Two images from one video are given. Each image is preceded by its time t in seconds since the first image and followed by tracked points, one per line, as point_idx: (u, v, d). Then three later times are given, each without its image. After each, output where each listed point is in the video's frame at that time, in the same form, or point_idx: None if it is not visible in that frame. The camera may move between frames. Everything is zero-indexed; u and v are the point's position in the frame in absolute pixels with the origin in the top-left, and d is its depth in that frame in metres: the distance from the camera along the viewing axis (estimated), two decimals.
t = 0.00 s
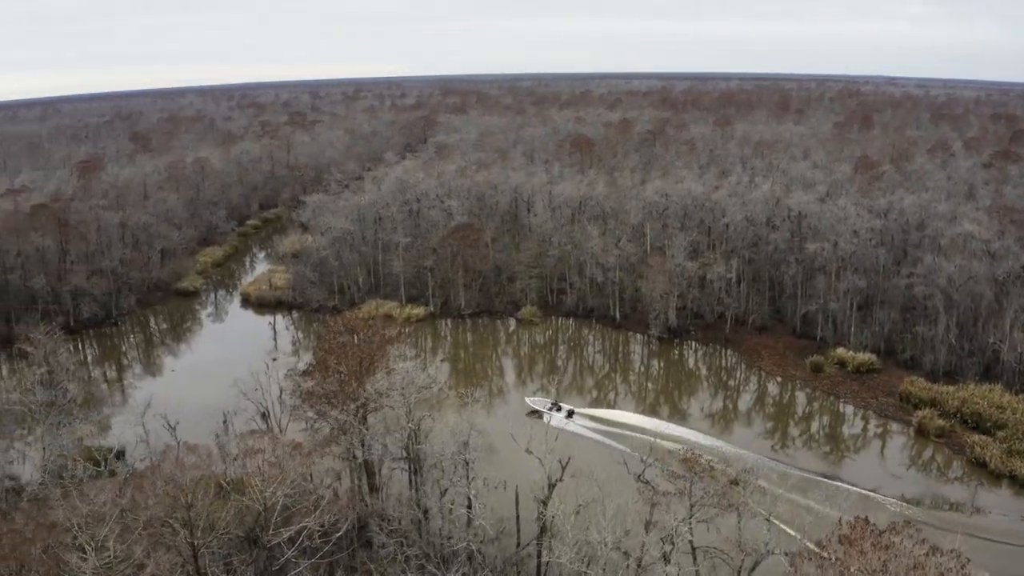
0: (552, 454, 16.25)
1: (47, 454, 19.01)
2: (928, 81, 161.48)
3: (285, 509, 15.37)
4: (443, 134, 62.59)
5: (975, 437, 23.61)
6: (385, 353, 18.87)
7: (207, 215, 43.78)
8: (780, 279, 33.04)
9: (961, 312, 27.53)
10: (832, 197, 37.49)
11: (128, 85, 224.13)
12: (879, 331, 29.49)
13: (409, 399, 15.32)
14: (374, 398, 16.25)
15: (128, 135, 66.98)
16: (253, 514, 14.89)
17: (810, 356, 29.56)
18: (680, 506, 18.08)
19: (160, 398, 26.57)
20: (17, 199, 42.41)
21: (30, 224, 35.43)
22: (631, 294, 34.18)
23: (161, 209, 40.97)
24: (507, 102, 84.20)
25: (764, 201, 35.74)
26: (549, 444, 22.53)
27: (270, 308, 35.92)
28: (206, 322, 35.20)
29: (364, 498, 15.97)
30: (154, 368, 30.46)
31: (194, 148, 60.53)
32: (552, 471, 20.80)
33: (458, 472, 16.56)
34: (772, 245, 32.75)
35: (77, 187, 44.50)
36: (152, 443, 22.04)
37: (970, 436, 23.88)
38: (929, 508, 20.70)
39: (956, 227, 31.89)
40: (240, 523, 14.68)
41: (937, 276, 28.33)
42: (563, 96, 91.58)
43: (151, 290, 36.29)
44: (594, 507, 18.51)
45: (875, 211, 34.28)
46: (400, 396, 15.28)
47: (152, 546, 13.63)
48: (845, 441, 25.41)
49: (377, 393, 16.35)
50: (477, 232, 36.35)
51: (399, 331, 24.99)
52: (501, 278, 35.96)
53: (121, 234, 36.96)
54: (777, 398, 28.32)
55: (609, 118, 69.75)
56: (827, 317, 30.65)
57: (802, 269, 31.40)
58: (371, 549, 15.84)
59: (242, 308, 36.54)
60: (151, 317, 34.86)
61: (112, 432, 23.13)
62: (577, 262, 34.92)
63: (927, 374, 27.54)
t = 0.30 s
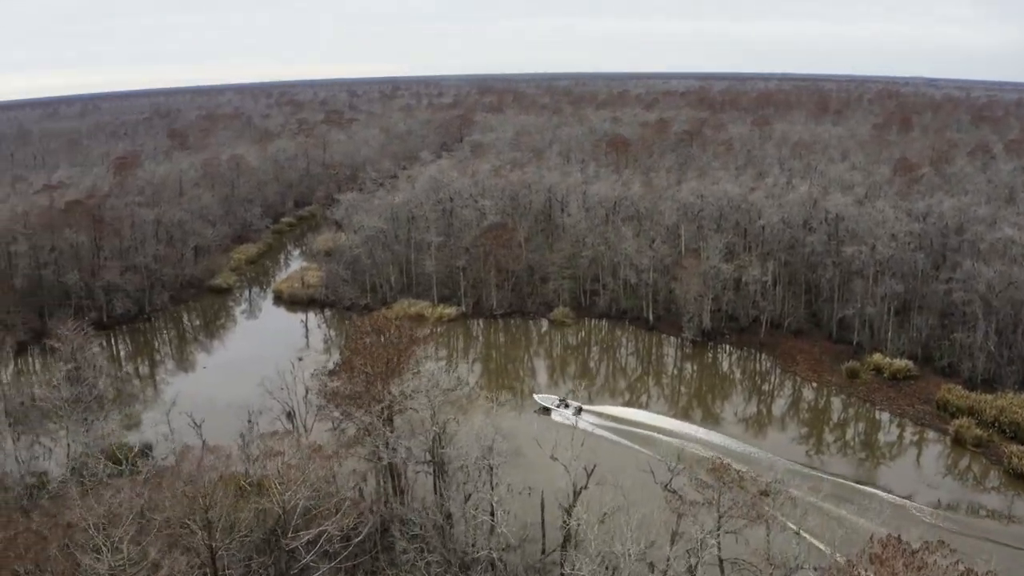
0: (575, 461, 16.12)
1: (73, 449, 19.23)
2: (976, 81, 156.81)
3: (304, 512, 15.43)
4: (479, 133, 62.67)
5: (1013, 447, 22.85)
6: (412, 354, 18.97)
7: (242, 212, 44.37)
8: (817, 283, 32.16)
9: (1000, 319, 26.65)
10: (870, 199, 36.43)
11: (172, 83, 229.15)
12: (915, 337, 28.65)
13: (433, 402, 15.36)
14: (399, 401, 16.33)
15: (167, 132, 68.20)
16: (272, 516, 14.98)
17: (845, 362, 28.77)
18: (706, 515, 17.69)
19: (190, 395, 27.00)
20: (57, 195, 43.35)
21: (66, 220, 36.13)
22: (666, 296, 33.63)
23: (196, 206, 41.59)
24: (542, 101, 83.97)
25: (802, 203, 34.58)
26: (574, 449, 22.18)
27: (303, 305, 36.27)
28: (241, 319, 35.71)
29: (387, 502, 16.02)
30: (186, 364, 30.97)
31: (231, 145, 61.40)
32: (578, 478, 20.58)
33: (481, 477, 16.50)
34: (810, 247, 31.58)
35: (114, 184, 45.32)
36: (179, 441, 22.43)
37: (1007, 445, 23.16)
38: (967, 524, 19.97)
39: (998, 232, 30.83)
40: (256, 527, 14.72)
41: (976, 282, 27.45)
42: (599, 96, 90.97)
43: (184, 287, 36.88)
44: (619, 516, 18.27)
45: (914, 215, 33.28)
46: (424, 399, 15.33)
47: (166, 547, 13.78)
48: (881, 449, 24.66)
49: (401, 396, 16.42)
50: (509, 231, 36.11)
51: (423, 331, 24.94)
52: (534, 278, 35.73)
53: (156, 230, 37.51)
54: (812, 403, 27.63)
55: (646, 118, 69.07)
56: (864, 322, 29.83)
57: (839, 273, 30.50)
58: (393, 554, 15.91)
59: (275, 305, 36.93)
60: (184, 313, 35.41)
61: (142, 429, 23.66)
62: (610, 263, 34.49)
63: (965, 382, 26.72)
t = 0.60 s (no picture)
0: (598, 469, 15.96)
1: (98, 447, 19.28)
2: None
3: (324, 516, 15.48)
4: (513, 132, 62.55)
5: None
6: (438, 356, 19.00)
7: (277, 210, 44.92)
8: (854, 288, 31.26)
9: None
10: (911, 203, 35.40)
11: (212, 81, 233.23)
12: (954, 343, 27.80)
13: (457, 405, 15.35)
14: (423, 402, 16.39)
15: (205, 129, 69.29)
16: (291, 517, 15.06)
17: (882, 368, 27.92)
18: (735, 526, 17.29)
19: (218, 391, 27.43)
20: (92, 190, 44.03)
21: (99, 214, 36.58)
22: (700, 299, 33.03)
23: (230, 204, 42.15)
24: (578, 101, 83.53)
25: (838, 206, 33.74)
26: (599, 456, 21.91)
27: (336, 303, 36.55)
28: (274, 316, 36.12)
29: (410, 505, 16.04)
30: (218, 361, 31.40)
31: (267, 143, 62.17)
32: (603, 485, 20.35)
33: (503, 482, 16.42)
34: (847, 251, 30.72)
35: (150, 180, 46.06)
36: (203, 441, 22.66)
37: None
38: (1009, 542, 19.15)
39: None
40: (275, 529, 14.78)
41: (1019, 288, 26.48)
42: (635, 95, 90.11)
43: (217, 284, 37.36)
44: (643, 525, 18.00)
45: (953, 219, 32.39)
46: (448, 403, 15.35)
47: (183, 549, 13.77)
48: (917, 458, 23.86)
49: (425, 398, 16.46)
50: (541, 231, 35.78)
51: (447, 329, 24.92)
52: (567, 278, 35.30)
53: (190, 227, 38.02)
54: (847, 410, 26.76)
55: (684, 118, 68.22)
56: (901, 327, 28.93)
57: (875, 278, 29.68)
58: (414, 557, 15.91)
59: (308, 303, 37.26)
60: (217, 310, 35.95)
61: (168, 427, 24.07)
62: (644, 265, 34.00)
63: (1005, 390, 25.78)
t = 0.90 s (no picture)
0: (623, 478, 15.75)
1: (122, 446, 19.53)
2: None
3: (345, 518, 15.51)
4: (548, 132, 62.32)
5: None
6: (464, 359, 19.02)
7: (310, 207, 45.36)
8: (891, 293, 30.39)
9: None
10: (954, 206, 34.28)
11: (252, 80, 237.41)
12: (993, 351, 26.74)
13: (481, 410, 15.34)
14: (448, 406, 16.43)
15: (242, 128, 70.32)
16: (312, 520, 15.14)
17: (918, 375, 27.07)
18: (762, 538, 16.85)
19: (249, 388, 27.88)
20: (126, 186, 44.82)
21: (133, 211, 37.25)
22: (734, 302, 32.41)
23: (266, 202, 42.75)
24: (615, 100, 82.89)
25: (876, 209, 33.23)
26: (625, 462, 21.62)
27: (367, 301, 36.69)
28: (306, 313, 36.50)
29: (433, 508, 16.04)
30: (249, 357, 31.82)
31: (303, 141, 62.83)
32: (628, 492, 20.09)
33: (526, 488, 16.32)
34: (885, 255, 30.16)
35: (185, 177, 46.80)
36: (230, 439, 22.93)
37: None
38: None
39: None
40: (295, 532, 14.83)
41: None
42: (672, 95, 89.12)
43: (250, 281, 37.76)
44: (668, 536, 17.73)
45: (993, 223, 31.30)
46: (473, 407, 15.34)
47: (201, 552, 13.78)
48: (954, 468, 23.04)
49: (449, 402, 16.48)
50: (575, 231, 35.44)
51: (476, 331, 24.92)
52: (599, 279, 34.95)
53: (223, 224, 38.54)
54: (882, 417, 25.92)
55: (722, 118, 67.22)
56: (939, 333, 27.98)
57: (912, 282, 28.97)
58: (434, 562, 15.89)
59: (340, 301, 37.56)
60: (251, 307, 36.42)
61: (200, 424, 24.56)
62: (678, 266, 33.40)
63: None
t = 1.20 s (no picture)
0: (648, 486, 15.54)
1: (146, 443, 19.84)
2: None
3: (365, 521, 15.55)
4: (581, 131, 62.03)
5: None
6: (489, 361, 18.95)
7: (343, 206, 45.74)
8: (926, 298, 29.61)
9: None
10: (999, 210, 33.20)
11: (292, 80, 239.76)
12: None
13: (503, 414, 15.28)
14: (471, 409, 16.39)
15: (277, 126, 71.20)
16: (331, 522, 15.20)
17: (953, 383, 26.27)
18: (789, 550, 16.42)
19: (279, 385, 28.24)
20: (158, 183, 45.69)
21: (166, 208, 37.89)
22: (768, 306, 31.79)
23: (299, 200, 43.25)
24: (649, 100, 82.13)
25: (913, 212, 32.57)
26: (650, 470, 21.30)
27: (397, 300, 36.84)
28: (337, 311, 36.81)
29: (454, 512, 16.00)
30: (279, 354, 32.18)
31: (337, 139, 63.40)
32: (652, 501, 19.80)
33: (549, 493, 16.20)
34: (921, 258, 29.34)
35: (219, 174, 47.53)
36: (256, 437, 23.19)
37: None
38: None
39: None
40: (313, 535, 14.83)
41: None
42: (707, 95, 88.04)
43: (281, 278, 38.03)
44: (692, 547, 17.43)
45: None
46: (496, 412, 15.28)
47: (213, 552, 13.86)
48: (991, 478, 22.23)
49: (473, 405, 16.44)
50: (606, 232, 35.12)
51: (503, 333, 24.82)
52: (631, 280, 34.55)
53: (256, 222, 39.06)
54: (916, 425, 25.05)
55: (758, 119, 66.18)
56: (976, 339, 27.14)
57: (949, 287, 28.24)
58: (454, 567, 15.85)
59: (371, 300, 37.76)
60: (282, 304, 36.82)
61: (228, 421, 24.90)
62: (711, 268, 32.82)
63: None
